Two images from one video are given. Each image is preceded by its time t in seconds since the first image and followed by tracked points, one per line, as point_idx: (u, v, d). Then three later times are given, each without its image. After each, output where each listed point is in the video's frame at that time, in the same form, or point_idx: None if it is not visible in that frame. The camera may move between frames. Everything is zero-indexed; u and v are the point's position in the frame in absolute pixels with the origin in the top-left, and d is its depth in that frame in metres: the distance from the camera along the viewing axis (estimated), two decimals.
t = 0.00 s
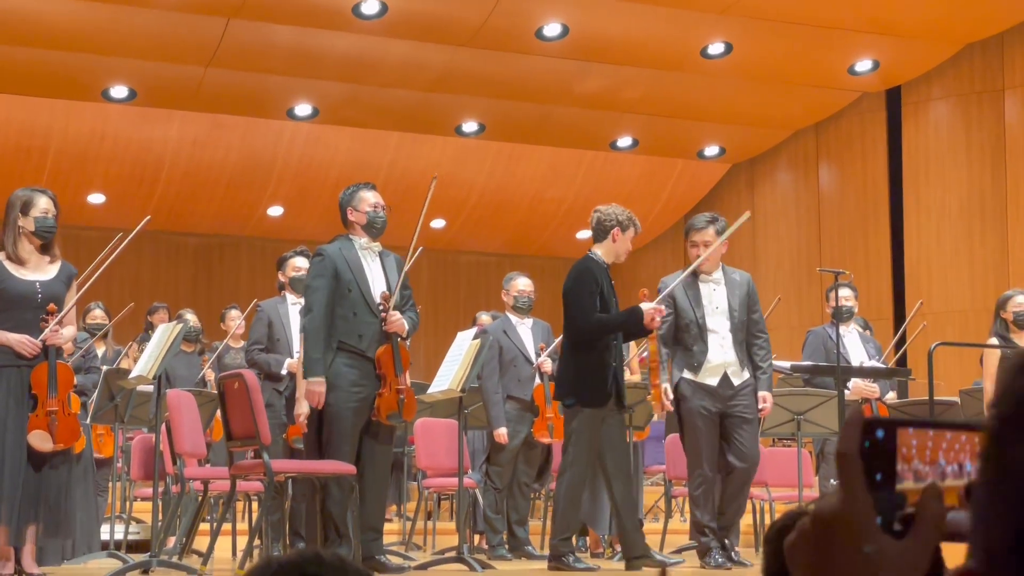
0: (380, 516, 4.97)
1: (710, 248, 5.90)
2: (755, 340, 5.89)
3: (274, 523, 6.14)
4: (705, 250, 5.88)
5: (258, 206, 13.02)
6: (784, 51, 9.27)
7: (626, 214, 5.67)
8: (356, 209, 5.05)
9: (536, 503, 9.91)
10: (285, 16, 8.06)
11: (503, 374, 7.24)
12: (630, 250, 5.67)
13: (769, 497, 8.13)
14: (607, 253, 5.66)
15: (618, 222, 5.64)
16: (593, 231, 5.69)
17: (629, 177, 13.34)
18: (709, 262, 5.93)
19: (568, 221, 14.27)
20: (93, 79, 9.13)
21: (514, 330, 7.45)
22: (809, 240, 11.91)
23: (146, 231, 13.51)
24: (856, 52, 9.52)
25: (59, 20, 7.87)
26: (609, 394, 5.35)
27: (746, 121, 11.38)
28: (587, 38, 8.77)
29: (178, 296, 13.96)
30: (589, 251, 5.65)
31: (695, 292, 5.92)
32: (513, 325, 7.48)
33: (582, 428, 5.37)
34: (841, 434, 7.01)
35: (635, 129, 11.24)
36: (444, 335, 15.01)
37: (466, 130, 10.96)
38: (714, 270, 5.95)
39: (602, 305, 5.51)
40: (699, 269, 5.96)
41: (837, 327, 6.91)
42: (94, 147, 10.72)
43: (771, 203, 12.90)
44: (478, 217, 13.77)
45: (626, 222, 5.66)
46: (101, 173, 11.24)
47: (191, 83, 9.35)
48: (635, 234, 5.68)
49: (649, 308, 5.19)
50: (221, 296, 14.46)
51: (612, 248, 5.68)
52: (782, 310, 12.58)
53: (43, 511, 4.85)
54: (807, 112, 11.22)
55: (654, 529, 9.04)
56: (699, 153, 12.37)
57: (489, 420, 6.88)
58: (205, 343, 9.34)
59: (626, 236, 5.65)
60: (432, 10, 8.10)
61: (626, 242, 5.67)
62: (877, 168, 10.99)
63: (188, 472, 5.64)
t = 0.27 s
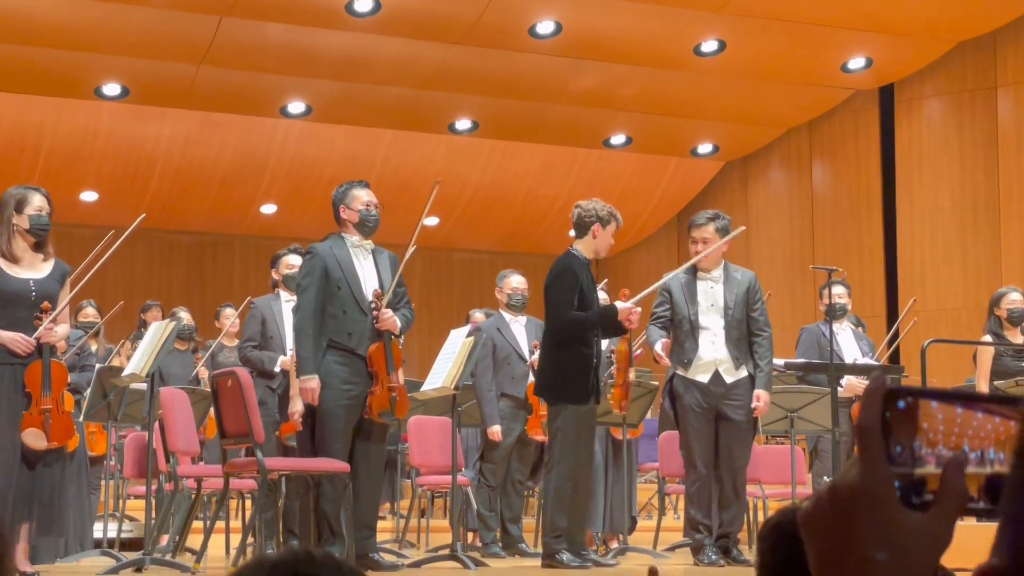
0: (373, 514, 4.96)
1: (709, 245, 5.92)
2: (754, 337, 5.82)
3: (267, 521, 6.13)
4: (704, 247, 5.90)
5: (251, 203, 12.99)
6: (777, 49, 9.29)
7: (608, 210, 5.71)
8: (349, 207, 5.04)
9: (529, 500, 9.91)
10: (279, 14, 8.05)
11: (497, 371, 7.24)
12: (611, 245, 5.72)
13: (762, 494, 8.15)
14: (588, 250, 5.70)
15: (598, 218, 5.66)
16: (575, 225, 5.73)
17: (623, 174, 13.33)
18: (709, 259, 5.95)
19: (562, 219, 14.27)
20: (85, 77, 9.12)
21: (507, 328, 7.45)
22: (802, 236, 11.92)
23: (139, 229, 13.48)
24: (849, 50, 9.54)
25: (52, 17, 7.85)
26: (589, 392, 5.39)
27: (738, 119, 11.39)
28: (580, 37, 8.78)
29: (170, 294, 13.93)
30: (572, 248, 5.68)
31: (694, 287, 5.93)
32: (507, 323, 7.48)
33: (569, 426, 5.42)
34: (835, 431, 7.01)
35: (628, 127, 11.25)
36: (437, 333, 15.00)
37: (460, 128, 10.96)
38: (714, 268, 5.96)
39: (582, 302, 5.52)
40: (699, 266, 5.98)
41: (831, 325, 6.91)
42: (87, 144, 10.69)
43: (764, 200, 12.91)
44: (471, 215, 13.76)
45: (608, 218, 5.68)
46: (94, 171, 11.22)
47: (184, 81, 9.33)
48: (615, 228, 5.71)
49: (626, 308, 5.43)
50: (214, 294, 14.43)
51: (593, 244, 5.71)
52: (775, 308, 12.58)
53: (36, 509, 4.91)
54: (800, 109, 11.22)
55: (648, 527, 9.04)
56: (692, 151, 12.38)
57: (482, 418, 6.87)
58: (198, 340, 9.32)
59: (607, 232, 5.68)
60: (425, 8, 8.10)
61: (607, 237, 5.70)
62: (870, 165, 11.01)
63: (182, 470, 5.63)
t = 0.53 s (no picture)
0: (368, 514, 4.96)
1: (713, 244, 5.93)
2: (755, 338, 5.82)
3: (262, 521, 6.12)
4: (707, 246, 5.92)
5: (246, 203, 12.97)
6: (772, 49, 9.30)
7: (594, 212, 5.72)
8: (344, 207, 5.03)
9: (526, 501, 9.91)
10: (274, 14, 8.05)
11: (493, 371, 7.24)
12: (598, 247, 5.73)
13: (758, 494, 8.14)
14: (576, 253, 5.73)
15: (584, 220, 5.68)
16: (562, 229, 5.77)
17: (619, 174, 13.33)
18: (712, 260, 5.95)
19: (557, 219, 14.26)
20: (80, 77, 9.11)
21: (503, 328, 7.45)
22: (798, 237, 11.92)
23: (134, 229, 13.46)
24: (844, 49, 9.56)
25: (46, 17, 7.85)
26: (581, 390, 5.41)
27: (734, 119, 11.40)
28: (576, 36, 8.78)
29: (165, 294, 13.91)
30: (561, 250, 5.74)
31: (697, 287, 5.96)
32: (503, 323, 7.48)
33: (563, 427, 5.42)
34: (831, 431, 7.01)
35: (624, 127, 11.25)
36: (433, 333, 14.99)
37: (455, 128, 10.95)
38: (717, 268, 5.96)
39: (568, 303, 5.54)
40: (703, 266, 5.99)
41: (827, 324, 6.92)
42: (82, 144, 10.68)
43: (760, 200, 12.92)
44: (467, 215, 13.76)
45: (593, 220, 5.69)
46: (89, 171, 11.20)
47: (179, 81, 9.33)
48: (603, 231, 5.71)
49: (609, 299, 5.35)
50: (209, 294, 14.41)
51: (579, 246, 5.73)
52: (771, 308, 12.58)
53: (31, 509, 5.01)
54: (795, 109, 11.23)
55: (644, 527, 9.04)
56: (687, 151, 12.39)
57: (478, 418, 6.87)
58: (194, 340, 9.31)
59: (593, 233, 5.69)
60: (420, 8, 8.10)
61: (594, 239, 5.72)
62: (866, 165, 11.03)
63: (177, 470, 5.63)
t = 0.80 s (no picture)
0: (370, 511, 4.95)
1: (709, 240, 5.91)
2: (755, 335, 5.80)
3: (264, 518, 6.12)
4: (703, 242, 5.90)
5: (247, 200, 12.96)
6: (773, 45, 9.29)
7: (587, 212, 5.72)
8: (350, 205, 5.02)
9: (528, 497, 9.91)
10: (274, 11, 8.05)
11: (494, 368, 7.24)
12: (594, 244, 5.69)
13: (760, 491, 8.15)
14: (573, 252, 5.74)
15: (573, 221, 5.69)
16: (559, 234, 5.80)
17: (620, 171, 13.32)
18: (710, 256, 5.94)
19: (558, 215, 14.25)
20: (80, 74, 9.11)
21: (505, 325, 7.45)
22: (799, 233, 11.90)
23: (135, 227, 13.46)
24: (844, 45, 9.55)
25: (46, 15, 7.86)
26: (578, 388, 5.42)
27: (735, 116, 11.39)
28: (576, 33, 8.78)
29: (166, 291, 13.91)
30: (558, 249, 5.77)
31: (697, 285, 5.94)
32: (504, 320, 7.48)
33: (561, 423, 5.43)
34: (833, 427, 7.01)
35: (624, 124, 11.26)
36: (434, 331, 14.98)
37: (456, 124, 10.95)
38: (715, 264, 5.95)
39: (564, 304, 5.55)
40: (700, 263, 5.98)
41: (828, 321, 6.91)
42: (83, 143, 10.70)
43: (761, 197, 12.92)
44: (468, 212, 13.74)
45: (582, 219, 5.68)
46: (89, 168, 11.20)
47: (180, 79, 9.33)
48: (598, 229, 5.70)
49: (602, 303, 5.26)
50: (210, 291, 14.41)
51: (576, 246, 5.73)
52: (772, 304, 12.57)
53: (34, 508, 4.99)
54: (796, 105, 11.22)
55: (645, 523, 9.03)
56: (688, 147, 12.37)
57: (480, 415, 6.87)
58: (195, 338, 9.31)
59: (585, 232, 5.69)
60: (420, 5, 8.10)
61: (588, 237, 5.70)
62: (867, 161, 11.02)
63: (179, 467, 5.63)
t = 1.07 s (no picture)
0: (375, 510, 4.95)
1: (701, 239, 5.87)
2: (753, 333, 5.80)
3: (269, 517, 6.12)
4: (695, 241, 5.86)
5: (251, 199, 12.97)
6: (777, 43, 9.28)
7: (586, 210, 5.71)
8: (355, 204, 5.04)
9: (533, 496, 9.90)
10: (278, 10, 8.05)
11: (499, 367, 7.24)
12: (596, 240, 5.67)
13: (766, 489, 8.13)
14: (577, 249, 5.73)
15: (572, 220, 5.70)
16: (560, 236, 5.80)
17: (624, 169, 13.31)
18: (703, 256, 5.89)
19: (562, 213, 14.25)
20: (84, 73, 9.12)
21: (509, 323, 7.45)
22: (804, 230, 11.89)
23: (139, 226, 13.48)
24: (848, 43, 9.53)
25: (50, 14, 7.88)
26: (580, 387, 5.43)
27: (738, 113, 11.38)
28: (580, 31, 8.77)
29: (171, 290, 13.93)
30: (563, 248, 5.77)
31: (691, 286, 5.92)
32: (509, 318, 7.48)
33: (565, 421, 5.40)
34: (838, 425, 7.00)
35: (628, 121, 11.24)
36: (438, 329, 14.98)
37: (460, 123, 10.94)
38: (709, 263, 5.90)
39: (567, 302, 5.56)
40: (694, 262, 5.94)
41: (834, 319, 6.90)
42: (87, 142, 10.72)
43: (766, 194, 12.90)
44: (472, 210, 13.74)
45: (581, 217, 5.69)
46: (94, 167, 11.22)
47: (184, 78, 9.34)
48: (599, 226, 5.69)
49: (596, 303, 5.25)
50: (214, 290, 14.42)
51: (579, 244, 5.72)
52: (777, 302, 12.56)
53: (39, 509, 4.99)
54: (801, 102, 11.21)
55: (650, 521, 9.03)
56: (692, 145, 12.36)
57: (485, 413, 6.87)
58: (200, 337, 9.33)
59: (584, 229, 5.67)
60: (423, 4, 8.10)
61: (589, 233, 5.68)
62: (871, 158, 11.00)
63: (184, 466, 5.64)
